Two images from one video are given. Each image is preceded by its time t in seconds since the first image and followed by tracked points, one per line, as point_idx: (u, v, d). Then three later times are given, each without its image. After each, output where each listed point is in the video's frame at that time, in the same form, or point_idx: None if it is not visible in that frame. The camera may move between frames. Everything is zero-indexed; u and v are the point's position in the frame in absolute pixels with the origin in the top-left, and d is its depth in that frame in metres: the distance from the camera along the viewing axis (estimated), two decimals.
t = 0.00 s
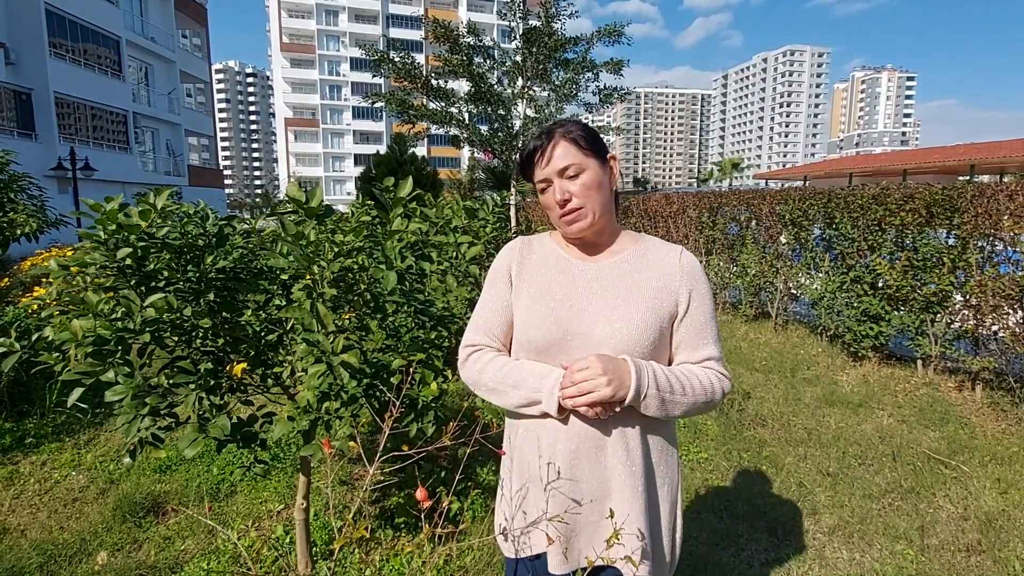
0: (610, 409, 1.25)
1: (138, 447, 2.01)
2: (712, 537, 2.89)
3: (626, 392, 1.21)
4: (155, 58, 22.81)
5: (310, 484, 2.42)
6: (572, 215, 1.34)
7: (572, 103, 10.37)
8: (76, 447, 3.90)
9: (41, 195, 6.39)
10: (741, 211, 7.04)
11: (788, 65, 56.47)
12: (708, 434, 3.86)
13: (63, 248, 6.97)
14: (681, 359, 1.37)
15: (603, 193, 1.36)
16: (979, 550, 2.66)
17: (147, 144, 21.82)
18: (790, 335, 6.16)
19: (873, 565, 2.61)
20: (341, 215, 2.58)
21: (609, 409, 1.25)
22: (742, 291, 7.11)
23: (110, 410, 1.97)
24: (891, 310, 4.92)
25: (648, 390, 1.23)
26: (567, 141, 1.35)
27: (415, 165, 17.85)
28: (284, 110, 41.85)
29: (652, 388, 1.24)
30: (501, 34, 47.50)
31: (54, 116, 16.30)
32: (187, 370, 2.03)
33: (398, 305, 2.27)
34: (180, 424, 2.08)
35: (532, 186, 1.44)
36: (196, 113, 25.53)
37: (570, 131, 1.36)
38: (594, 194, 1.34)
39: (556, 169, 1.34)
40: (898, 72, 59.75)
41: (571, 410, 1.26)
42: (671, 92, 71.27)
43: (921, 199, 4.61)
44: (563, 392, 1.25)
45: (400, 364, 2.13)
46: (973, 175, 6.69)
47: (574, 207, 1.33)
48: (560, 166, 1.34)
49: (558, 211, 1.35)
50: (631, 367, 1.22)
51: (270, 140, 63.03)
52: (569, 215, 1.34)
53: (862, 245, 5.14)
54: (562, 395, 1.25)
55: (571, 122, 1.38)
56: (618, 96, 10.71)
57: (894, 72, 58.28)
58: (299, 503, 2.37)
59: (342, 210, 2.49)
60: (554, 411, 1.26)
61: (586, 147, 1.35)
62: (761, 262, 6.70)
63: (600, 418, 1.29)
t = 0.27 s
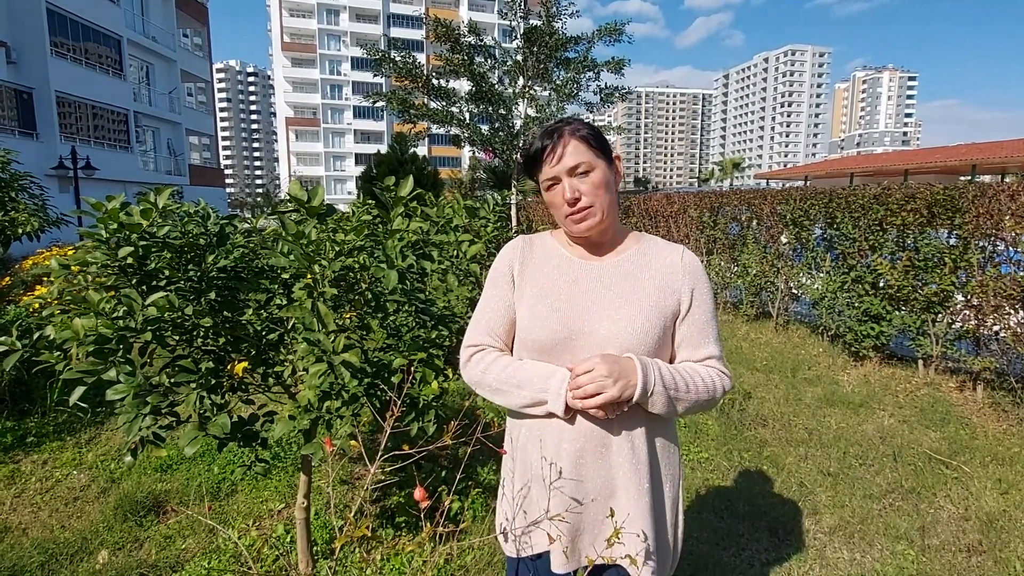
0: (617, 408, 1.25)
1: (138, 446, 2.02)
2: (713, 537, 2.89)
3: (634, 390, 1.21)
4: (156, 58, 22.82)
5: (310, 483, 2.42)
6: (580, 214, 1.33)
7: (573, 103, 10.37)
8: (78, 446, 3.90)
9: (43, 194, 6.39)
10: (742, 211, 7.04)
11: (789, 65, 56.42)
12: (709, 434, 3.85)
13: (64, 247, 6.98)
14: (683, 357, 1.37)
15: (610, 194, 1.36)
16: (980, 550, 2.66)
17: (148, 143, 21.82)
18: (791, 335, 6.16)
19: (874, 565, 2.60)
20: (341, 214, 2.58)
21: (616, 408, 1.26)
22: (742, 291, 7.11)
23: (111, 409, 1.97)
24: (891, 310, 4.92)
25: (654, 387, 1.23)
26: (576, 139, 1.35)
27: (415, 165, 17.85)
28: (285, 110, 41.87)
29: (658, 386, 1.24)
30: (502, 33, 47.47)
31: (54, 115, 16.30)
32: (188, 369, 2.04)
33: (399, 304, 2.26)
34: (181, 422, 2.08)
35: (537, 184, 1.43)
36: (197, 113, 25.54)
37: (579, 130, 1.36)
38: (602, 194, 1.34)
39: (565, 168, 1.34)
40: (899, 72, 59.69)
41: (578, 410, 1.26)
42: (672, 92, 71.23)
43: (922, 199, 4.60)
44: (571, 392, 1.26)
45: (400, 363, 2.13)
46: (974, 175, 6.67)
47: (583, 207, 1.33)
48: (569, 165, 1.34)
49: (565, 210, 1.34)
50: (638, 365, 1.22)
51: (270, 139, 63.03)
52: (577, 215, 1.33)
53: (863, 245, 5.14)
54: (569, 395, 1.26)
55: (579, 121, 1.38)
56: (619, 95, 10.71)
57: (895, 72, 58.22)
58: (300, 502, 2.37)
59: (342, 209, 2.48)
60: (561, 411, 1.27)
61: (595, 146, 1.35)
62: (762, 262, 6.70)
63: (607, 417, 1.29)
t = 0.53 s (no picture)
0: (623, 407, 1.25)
1: (139, 445, 2.02)
2: (713, 536, 2.89)
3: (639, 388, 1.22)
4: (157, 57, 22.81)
5: (311, 482, 2.42)
6: (583, 214, 1.33)
7: (573, 102, 10.37)
8: (78, 445, 3.90)
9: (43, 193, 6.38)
10: (743, 211, 7.04)
11: (789, 64, 56.38)
12: (709, 434, 3.85)
13: (64, 246, 6.98)
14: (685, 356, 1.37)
15: (613, 194, 1.36)
16: (980, 550, 2.66)
17: (148, 143, 21.82)
18: (791, 335, 6.15)
19: (874, 565, 2.60)
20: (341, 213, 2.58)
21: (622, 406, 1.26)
22: (743, 291, 7.11)
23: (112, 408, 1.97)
24: (892, 310, 4.92)
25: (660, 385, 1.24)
26: (579, 140, 1.35)
27: (416, 164, 17.83)
28: (285, 109, 41.87)
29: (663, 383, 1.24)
30: (502, 33, 47.41)
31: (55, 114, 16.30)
32: (189, 368, 2.04)
33: (399, 303, 2.26)
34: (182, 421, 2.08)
35: (540, 184, 1.42)
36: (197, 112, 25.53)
37: (583, 130, 1.36)
38: (606, 194, 1.34)
39: (570, 168, 1.34)
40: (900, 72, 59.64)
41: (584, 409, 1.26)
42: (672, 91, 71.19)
43: (923, 199, 4.60)
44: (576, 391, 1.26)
45: (401, 362, 2.13)
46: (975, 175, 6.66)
47: (588, 207, 1.32)
48: (574, 165, 1.34)
49: (569, 210, 1.34)
50: (644, 364, 1.23)
51: (271, 139, 63.02)
52: (581, 215, 1.33)
53: (864, 245, 5.14)
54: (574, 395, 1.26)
55: (583, 122, 1.38)
56: (620, 95, 10.70)
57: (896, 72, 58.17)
58: (300, 501, 2.37)
59: (343, 208, 2.48)
60: (567, 410, 1.26)
61: (598, 147, 1.35)
62: (762, 262, 6.69)
63: (612, 416, 1.29)
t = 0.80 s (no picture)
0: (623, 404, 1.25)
1: (139, 444, 2.02)
2: (713, 536, 2.88)
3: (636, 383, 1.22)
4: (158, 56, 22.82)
5: (311, 482, 2.42)
6: (579, 210, 1.33)
7: (574, 101, 10.36)
8: (79, 444, 3.91)
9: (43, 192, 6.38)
10: (743, 210, 7.03)
11: (790, 63, 56.31)
12: (709, 433, 3.85)
13: (64, 246, 6.98)
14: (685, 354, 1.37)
15: (610, 191, 1.36)
16: (981, 550, 2.65)
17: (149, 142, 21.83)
18: (792, 334, 6.15)
19: (875, 565, 2.60)
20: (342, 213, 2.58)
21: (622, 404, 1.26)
22: (743, 291, 7.11)
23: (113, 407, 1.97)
24: (893, 310, 4.91)
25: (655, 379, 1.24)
26: (573, 137, 1.35)
27: (416, 163, 17.82)
28: (286, 109, 41.87)
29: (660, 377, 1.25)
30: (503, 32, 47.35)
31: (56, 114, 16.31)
32: (190, 367, 2.04)
33: (400, 303, 2.26)
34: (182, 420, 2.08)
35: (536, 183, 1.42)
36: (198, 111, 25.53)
37: (576, 129, 1.37)
38: (601, 191, 1.34)
39: (564, 165, 1.34)
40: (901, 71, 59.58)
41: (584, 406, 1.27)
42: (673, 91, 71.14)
43: (924, 198, 4.59)
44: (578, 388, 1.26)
45: (402, 362, 2.13)
46: (977, 174, 6.65)
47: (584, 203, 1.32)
48: (567, 162, 1.33)
49: (567, 208, 1.34)
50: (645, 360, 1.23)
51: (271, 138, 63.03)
52: (578, 211, 1.33)
53: (865, 245, 5.13)
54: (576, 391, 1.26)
55: (577, 121, 1.38)
56: (620, 94, 10.70)
57: (897, 71, 58.11)
58: (301, 500, 2.37)
59: (343, 207, 2.48)
60: (569, 409, 1.26)
61: (593, 144, 1.35)
62: (763, 261, 6.69)
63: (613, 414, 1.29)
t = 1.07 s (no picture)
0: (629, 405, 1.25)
1: (140, 443, 2.02)
2: (714, 535, 2.88)
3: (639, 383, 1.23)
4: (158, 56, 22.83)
5: (312, 481, 2.41)
6: (581, 204, 1.33)
7: (575, 101, 10.36)
8: (80, 443, 3.91)
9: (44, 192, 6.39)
10: (744, 209, 7.03)
11: (791, 63, 56.25)
12: (710, 432, 3.84)
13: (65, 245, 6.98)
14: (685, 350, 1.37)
15: (611, 186, 1.36)
16: (983, 549, 2.65)
17: (149, 142, 21.84)
18: (793, 333, 6.14)
19: (876, 564, 2.60)
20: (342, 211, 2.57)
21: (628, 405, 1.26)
22: (744, 290, 7.10)
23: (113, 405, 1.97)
24: (894, 309, 4.90)
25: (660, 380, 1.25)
26: (575, 133, 1.35)
27: (417, 163, 17.81)
28: (286, 108, 41.88)
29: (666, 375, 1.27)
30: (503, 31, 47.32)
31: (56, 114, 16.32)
32: (190, 366, 2.02)
33: (400, 302, 2.26)
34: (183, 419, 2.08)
35: (537, 180, 1.42)
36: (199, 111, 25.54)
37: (578, 125, 1.37)
38: (603, 186, 1.35)
39: (566, 159, 1.34)
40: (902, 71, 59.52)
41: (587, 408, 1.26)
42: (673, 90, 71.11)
43: (925, 197, 4.58)
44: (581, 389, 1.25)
45: (403, 360, 2.12)
46: (979, 173, 6.64)
47: (586, 197, 1.32)
48: (570, 156, 1.34)
49: (568, 202, 1.34)
50: (655, 362, 1.23)
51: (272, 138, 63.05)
52: (580, 206, 1.32)
53: (866, 244, 5.13)
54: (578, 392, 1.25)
55: (579, 118, 1.39)
56: (621, 93, 10.69)
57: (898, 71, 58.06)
58: (302, 499, 2.37)
59: (344, 206, 2.48)
60: (571, 406, 1.26)
61: (594, 140, 1.36)
62: (764, 260, 6.68)
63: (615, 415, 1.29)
